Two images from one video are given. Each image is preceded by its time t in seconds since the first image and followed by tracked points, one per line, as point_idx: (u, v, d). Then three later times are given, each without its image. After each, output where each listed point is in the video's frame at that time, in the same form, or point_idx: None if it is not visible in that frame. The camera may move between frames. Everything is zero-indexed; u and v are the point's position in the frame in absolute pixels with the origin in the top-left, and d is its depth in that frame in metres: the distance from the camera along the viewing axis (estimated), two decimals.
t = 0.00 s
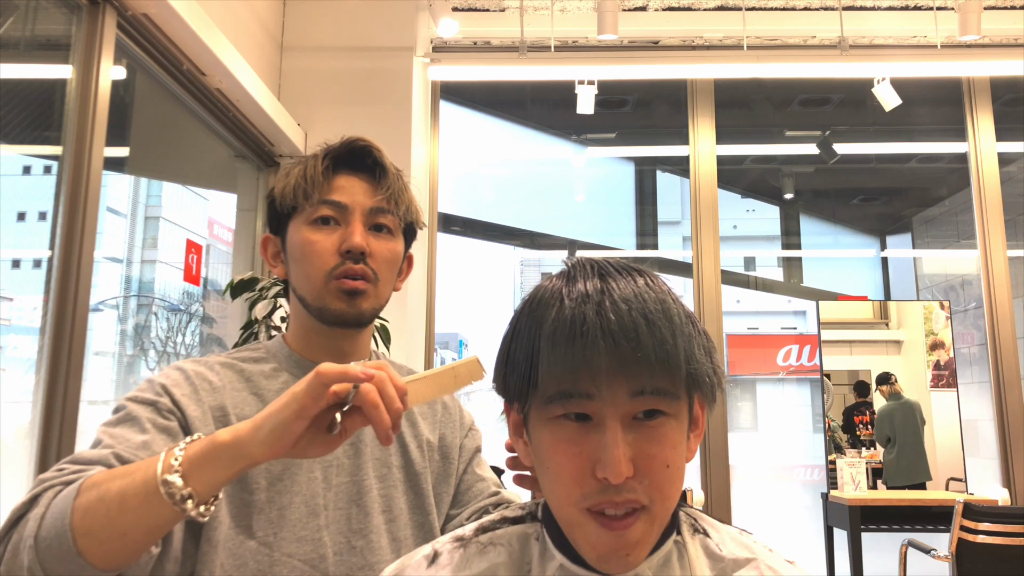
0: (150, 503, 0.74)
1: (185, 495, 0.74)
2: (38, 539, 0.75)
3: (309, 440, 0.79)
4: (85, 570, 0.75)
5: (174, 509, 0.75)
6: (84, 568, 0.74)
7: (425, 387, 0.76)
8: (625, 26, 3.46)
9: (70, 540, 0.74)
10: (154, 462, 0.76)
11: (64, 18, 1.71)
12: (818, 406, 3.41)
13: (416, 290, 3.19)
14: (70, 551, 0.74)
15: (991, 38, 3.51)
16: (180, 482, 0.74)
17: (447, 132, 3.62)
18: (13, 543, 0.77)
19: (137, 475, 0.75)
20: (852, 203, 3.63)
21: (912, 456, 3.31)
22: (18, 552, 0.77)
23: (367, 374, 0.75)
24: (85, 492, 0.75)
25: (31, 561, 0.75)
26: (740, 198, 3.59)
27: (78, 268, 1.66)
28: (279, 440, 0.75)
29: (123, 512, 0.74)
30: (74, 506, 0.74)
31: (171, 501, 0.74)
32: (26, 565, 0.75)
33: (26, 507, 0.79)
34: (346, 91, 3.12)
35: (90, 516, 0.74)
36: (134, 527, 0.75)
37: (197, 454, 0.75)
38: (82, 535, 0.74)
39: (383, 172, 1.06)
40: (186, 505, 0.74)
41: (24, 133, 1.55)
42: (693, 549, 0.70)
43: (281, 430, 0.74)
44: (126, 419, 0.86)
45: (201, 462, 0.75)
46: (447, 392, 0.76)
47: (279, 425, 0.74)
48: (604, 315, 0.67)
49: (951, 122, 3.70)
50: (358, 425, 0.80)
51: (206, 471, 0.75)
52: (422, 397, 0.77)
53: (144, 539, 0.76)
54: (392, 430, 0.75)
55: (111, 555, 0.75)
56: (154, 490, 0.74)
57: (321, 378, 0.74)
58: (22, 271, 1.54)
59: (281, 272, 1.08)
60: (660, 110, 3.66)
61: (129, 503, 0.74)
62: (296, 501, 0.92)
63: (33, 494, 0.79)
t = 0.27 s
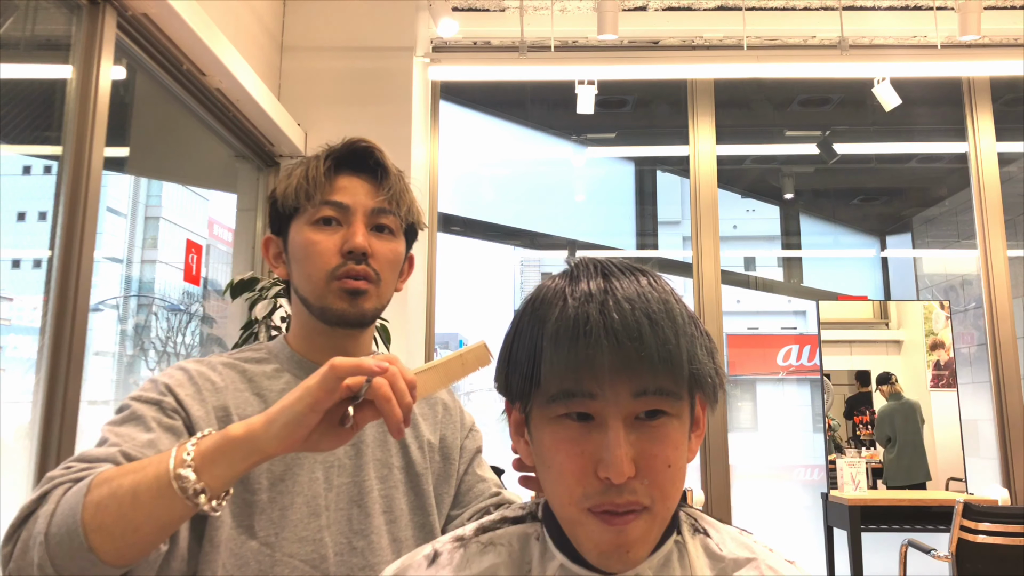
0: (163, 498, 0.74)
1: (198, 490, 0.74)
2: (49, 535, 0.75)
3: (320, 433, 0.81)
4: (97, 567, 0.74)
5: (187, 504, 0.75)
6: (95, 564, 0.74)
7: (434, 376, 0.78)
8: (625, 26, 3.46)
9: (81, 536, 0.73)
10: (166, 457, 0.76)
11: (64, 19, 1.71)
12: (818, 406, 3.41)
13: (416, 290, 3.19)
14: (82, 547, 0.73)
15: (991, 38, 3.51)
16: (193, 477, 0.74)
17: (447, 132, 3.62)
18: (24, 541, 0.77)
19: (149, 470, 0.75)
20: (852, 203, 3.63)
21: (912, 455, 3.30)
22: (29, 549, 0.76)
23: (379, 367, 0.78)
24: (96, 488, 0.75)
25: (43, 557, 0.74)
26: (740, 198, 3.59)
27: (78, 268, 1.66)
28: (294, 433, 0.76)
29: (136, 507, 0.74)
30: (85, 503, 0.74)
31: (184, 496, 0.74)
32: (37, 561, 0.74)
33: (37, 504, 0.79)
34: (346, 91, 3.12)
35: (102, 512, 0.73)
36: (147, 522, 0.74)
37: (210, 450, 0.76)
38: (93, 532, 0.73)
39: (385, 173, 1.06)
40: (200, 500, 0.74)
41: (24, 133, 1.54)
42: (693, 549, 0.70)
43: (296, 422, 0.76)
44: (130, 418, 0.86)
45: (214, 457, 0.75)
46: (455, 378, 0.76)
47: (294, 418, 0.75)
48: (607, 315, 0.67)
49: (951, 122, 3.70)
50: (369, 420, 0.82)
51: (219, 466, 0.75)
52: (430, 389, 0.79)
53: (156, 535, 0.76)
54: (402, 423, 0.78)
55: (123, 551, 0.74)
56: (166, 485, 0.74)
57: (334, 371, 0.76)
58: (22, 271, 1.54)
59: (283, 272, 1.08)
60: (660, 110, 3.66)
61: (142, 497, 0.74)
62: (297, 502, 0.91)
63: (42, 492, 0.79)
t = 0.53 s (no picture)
0: (185, 482, 0.75)
1: (220, 472, 0.75)
2: (67, 523, 0.75)
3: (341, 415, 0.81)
4: (116, 554, 0.74)
5: (209, 488, 0.75)
6: (114, 551, 0.74)
7: (451, 355, 0.80)
8: (625, 26, 3.46)
9: (100, 522, 0.73)
10: (186, 443, 0.77)
11: (64, 19, 1.71)
12: (817, 407, 3.41)
13: (416, 290, 3.19)
14: (101, 534, 0.73)
15: (991, 38, 3.51)
16: (215, 460, 0.75)
17: (447, 132, 3.62)
18: (39, 530, 0.77)
19: (170, 455, 0.76)
20: (852, 203, 3.63)
21: (912, 456, 3.29)
22: (45, 538, 0.76)
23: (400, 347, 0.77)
24: (115, 475, 0.75)
25: (61, 544, 0.74)
26: (740, 198, 3.59)
27: (78, 268, 1.66)
28: (315, 413, 0.76)
29: (157, 492, 0.74)
30: (105, 489, 0.74)
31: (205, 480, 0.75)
32: (54, 549, 0.74)
33: (52, 494, 0.79)
34: (345, 91, 3.12)
35: (122, 498, 0.74)
36: (168, 507, 0.75)
37: (231, 434, 0.76)
38: (114, 518, 0.74)
39: (384, 174, 1.06)
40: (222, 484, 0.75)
41: (24, 133, 1.55)
42: (693, 548, 0.70)
43: (318, 400, 0.76)
44: (137, 415, 0.87)
45: (235, 441, 0.76)
46: (470, 356, 0.79)
47: (315, 398, 0.76)
48: (607, 314, 0.67)
49: (951, 122, 3.70)
50: (387, 398, 0.81)
51: (241, 449, 0.76)
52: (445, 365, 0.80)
53: (176, 520, 0.76)
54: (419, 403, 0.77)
55: (144, 537, 0.75)
56: (188, 469, 0.75)
57: (355, 350, 0.76)
58: (22, 271, 1.54)
59: (281, 274, 1.08)
60: (660, 110, 3.66)
61: (164, 481, 0.74)
62: (295, 503, 0.92)
63: (56, 482, 0.79)
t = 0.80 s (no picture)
0: (224, 440, 0.75)
1: (259, 429, 0.75)
2: (100, 488, 0.74)
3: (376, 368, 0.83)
4: (150, 516, 0.73)
5: (247, 446, 0.76)
6: (149, 515, 0.73)
7: (478, 317, 0.77)
8: (625, 26, 3.46)
9: (136, 484, 0.72)
10: (223, 406, 0.77)
11: (64, 19, 1.71)
12: (817, 406, 3.41)
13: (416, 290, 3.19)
14: (137, 495, 0.72)
15: (991, 38, 3.51)
16: (256, 415, 0.76)
17: (447, 132, 3.62)
18: (70, 499, 0.76)
19: (207, 418, 0.76)
20: (852, 203, 3.63)
21: (913, 456, 3.30)
22: (76, 506, 0.75)
23: (429, 293, 0.78)
24: (150, 438, 0.75)
25: (93, 510, 0.73)
26: (740, 198, 3.59)
27: (78, 268, 1.66)
28: (351, 364, 0.78)
29: (194, 452, 0.74)
30: (140, 450, 0.74)
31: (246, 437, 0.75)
32: (86, 515, 0.73)
33: (81, 464, 0.78)
34: (346, 91, 3.12)
35: (159, 458, 0.73)
36: (205, 466, 0.75)
37: (270, 391, 0.78)
38: (150, 479, 0.73)
39: (383, 175, 1.06)
40: (260, 444, 0.76)
41: (24, 133, 1.55)
42: (692, 548, 0.70)
43: (355, 349, 0.77)
44: (149, 404, 0.88)
45: (274, 397, 0.77)
46: (498, 323, 0.75)
47: (350, 348, 0.77)
48: (608, 302, 0.67)
49: (951, 122, 3.70)
50: (419, 349, 0.83)
51: (280, 404, 0.77)
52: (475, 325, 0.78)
53: (213, 483, 0.76)
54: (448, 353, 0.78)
55: (180, 500, 0.74)
56: (227, 429, 0.75)
57: (388, 296, 0.77)
58: (23, 271, 1.54)
59: (280, 274, 1.08)
60: (660, 110, 3.66)
61: (201, 441, 0.75)
62: (294, 503, 0.92)
63: (84, 453, 0.79)
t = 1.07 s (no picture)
0: (242, 418, 0.75)
1: (276, 407, 0.75)
2: (115, 469, 0.72)
3: (392, 345, 0.84)
4: (167, 498, 0.72)
5: (264, 426, 0.75)
6: (165, 496, 0.72)
7: (491, 295, 0.79)
8: (625, 26, 3.46)
9: (152, 464, 0.71)
10: (240, 388, 0.76)
11: (64, 18, 1.71)
12: (817, 406, 3.41)
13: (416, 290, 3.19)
14: (154, 477, 0.71)
15: (991, 38, 3.51)
16: (273, 393, 0.75)
17: (447, 131, 3.62)
18: (84, 483, 0.74)
19: (224, 399, 0.76)
20: (852, 203, 3.63)
21: (915, 456, 3.30)
22: (90, 489, 0.74)
23: (441, 266, 0.81)
24: (168, 420, 0.74)
25: (109, 491, 0.71)
26: (740, 198, 3.59)
27: (78, 269, 1.66)
28: (367, 339, 0.78)
29: (212, 430, 0.74)
30: (157, 433, 0.73)
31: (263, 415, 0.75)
32: (101, 497, 0.72)
33: (96, 448, 0.77)
34: (346, 91, 3.12)
35: (176, 438, 0.72)
36: (224, 446, 0.74)
37: (287, 368, 0.77)
38: (167, 459, 0.72)
39: (385, 174, 1.06)
40: (279, 423, 0.75)
41: (24, 133, 1.55)
42: (692, 547, 0.70)
43: (373, 324, 0.78)
44: (156, 397, 0.87)
45: (291, 374, 0.77)
46: (510, 303, 0.77)
47: (367, 324, 0.77)
48: (610, 298, 0.67)
49: (951, 122, 3.70)
50: (434, 326, 0.84)
51: (297, 382, 0.77)
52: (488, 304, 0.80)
53: (230, 464, 0.75)
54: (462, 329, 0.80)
55: (197, 480, 0.73)
56: (245, 408, 0.75)
57: (401, 270, 0.78)
58: (22, 271, 1.54)
59: (282, 273, 1.08)
60: (660, 110, 3.66)
61: (219, 421, 0.74)
62: (296, 501, 0.92)
63: (98, 439, 0.78)
